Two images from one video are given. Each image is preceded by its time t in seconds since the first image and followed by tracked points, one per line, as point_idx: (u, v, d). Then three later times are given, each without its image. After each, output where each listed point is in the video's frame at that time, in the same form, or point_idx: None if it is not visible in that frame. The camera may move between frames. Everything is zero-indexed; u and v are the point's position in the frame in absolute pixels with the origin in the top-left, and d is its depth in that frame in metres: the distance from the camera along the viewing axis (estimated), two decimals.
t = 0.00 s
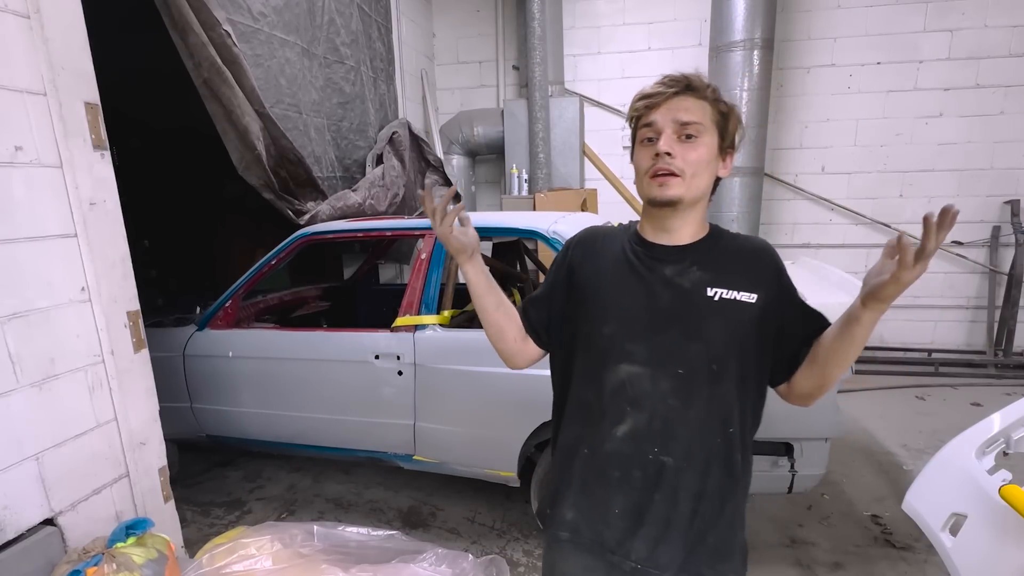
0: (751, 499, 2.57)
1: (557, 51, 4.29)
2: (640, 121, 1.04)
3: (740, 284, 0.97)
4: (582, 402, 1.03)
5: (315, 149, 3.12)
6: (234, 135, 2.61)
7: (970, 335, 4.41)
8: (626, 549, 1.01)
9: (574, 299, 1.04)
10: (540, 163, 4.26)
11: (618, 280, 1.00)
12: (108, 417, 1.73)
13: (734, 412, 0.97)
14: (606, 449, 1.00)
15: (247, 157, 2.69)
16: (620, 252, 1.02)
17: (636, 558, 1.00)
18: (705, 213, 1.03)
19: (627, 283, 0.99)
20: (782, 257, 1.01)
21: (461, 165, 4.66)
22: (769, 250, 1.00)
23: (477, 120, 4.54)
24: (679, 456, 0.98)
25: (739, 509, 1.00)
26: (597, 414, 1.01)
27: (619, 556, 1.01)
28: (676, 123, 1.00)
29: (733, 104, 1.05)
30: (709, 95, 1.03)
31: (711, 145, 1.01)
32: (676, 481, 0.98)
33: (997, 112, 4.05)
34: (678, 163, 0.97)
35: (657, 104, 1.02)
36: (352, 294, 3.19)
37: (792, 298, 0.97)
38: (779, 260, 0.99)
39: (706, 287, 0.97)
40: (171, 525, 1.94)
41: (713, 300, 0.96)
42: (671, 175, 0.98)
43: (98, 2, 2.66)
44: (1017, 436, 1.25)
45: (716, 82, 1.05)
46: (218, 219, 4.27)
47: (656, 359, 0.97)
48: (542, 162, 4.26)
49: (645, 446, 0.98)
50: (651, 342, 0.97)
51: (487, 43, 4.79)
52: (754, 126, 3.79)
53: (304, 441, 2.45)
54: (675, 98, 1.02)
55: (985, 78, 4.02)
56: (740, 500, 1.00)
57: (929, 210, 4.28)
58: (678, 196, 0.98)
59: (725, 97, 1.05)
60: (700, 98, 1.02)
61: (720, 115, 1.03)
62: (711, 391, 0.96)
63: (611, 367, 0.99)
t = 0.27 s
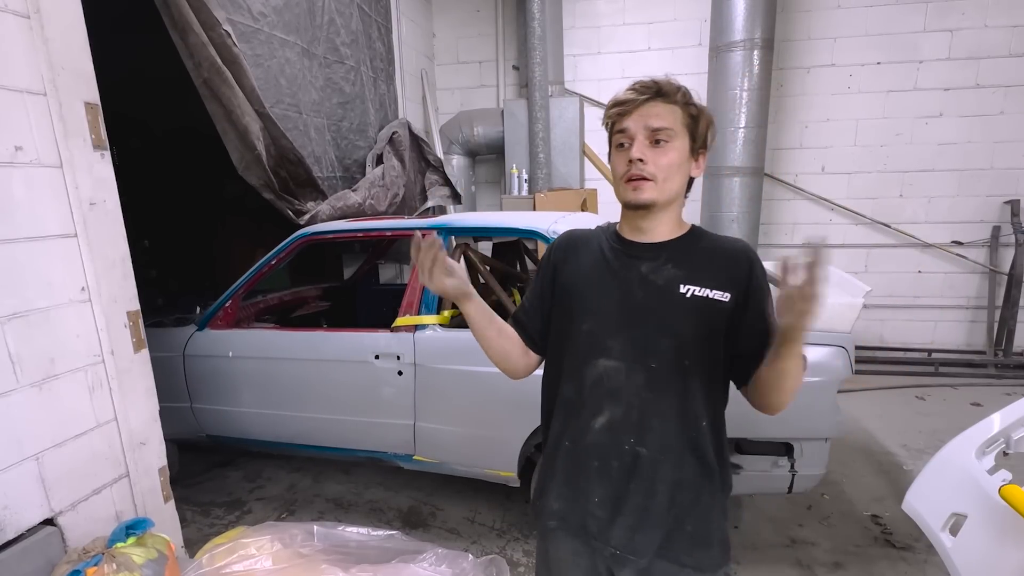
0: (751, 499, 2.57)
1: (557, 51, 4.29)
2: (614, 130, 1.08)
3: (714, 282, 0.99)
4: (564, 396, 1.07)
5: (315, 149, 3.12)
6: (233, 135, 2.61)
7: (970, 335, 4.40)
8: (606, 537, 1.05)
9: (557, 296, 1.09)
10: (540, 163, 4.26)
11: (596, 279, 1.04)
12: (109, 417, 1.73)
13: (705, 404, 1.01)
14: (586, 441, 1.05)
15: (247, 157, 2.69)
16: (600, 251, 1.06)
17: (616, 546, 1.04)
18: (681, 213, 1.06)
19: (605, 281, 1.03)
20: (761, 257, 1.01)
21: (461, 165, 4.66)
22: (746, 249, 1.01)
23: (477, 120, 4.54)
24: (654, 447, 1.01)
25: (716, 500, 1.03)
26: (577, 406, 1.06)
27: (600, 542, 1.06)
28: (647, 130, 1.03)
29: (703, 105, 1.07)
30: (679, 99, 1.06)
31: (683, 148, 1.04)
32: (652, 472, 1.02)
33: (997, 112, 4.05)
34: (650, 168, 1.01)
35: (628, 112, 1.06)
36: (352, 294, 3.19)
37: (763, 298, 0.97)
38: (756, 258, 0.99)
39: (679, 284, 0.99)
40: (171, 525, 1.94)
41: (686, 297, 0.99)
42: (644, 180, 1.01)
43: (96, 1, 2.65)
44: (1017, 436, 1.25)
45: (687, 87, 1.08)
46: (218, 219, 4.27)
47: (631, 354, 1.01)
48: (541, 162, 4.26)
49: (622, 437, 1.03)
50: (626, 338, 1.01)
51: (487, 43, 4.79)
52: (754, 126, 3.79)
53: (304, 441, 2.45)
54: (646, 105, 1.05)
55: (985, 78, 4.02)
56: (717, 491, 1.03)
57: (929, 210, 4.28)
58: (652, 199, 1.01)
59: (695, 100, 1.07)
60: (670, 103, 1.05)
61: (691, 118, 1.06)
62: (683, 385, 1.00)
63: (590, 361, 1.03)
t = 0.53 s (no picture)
0: (751, 499, 2.57)
1: (558, 51, 4.29)
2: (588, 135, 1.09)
3: (690, 280, 0.99)
4: (557, 395, 1.13)
5: (315, 149, 3.12)
6: (233, 135, 2.61)
7: (970, 335, 4.41)
8: (592, 526, 1.07)
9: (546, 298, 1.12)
10: (540, 163, 4.27)
11: (577, 280, 1.06)
12: (109, 417, 1.73)
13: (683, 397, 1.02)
14: (571, 436, 1.07)
15: (247, 157, 2.69)
16: (583, 253, 1.08)
17: (601, 534, 1.06)
18: (662, 209, 1.05)
19: (585, 281, 1.05)
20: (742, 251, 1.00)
21: (461, 165, 4.66)
22: (725, 244, 1.00)
23: (477, 120, 4.54)
24: (635, 441, 1.02)
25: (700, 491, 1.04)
26: (565, 404, 1.10)
27: (586, 531, 1.08)
28: (618, 130, 1.04)
29: (674, 104, 1.08)
30: (648, 100, 1.06)
31: (656, 145, 1.04)
32: (635, 465, 1.03)
33: (997, 112, 4.05)
34: (623, 166, 1.01)
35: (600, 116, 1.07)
36: (352, 294, 3.19)
37: (730, 296, 0.95)
38: (734, 253, 0.99)
39: (655, 283, 1.00)
40: (171, 525, 1.94)
41: (661, 296, 1.00)
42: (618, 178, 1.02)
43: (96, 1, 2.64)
44: (1017, 436, 1.25)
45: (656, 87, 1.09)
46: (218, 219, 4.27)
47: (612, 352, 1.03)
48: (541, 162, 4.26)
49: (605, 431, 1.05)
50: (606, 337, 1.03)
51: (487, 43, 4.79)
52: (754, 126, 3.79)
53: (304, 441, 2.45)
54: (616, 108, 1.06)
55: (985, 78, 4.02)
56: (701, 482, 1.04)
57: (929, 210, 4.28)
58: (628, 195, 1.01)
59: (666, 99, 1.08)
60: (639, 103, 1.06)
61: (662, 116, 1.06)
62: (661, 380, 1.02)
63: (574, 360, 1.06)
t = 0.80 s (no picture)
0: (752, 499, 2.57)
1: (558, 51, 4.29)
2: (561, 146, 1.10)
3: (674, 281, 1.00)
4: (550, 395, 1.15)
5: (315, 149, 3.12)
6: (233, 135, 2.61)
7: (970, 335, 4.41)
8: (580, 521, 1.08)
9: (538, 301, 1.14)
10: (540, 163, 4.27)
11: (565, 283, 1.07)
12: (109, 417, 1.73)
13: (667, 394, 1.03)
14: (558, 434, 1.09)
15: (247, 157, 2.69)
16: (571, 256, 1.09)
17: (588, 528, 1.06)
18: (642, 210, 1.06)
19: (572, 284, 1.06)
20: (728, 251, 1.00)
21: (461, 165, 4.66)
22: (708, 244, 1.00)
23: (477, 120, 4.54)
24: (620, 439, 1.03)
25: (687, 487, 1.04)
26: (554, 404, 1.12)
27: (573, 527, 1.08)
28: (587, 140, 1.04)
29: (643, 103, 1.06)
30: (615, 103, 1.05)
31: (627, 149, 1.03)
32: (620, 460, 1.04)
33: (997, 112, 4.05)
34: (594, 177, 1.03)
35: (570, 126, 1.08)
36: (352, 294, 3.19)
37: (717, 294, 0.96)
38: (718, 254, 0.99)
39: (640, 285, 1.01)
40: (171, 525, 1.94)
41: (646, 298, 1.00)
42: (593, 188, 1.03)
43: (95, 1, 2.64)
44: (1017, 436, 1.25)
45: (622, 89, 1.07)
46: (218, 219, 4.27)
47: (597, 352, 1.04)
48: (541, 162, 4.27)
49: (592, 429, 1.06)
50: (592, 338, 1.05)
51: (487, 43, 4.79)
52: (754, 126, 3.80)
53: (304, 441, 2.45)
54: (583, 117, 1.06)
55: (985, 78, 4.02)
56: (687, 478, 1.04)
57: (929, 210, 4.28)
58: (604, 204, 1.02)
59: (633, 100, 1.07)
60: (606, 109, 1.05)
61: (631, 119, 1.05)
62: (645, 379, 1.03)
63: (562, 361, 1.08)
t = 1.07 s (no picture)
0: (751, 499, 2.57)
1: (558, 51, 4.30)
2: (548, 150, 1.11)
3: (662, 279, 1.02)
4: (540, 392, 1.14)
5: (315, 149, 3.13)
6: (234, 136, 2.61)
7: (970, 335, 4.41)
8: (576, 515, 1.09)
9: (529, 302, 1.15)
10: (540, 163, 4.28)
11: (555, 283, 1.09)
12: (109, 417, 1.73)
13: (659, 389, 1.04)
14: (554, 431, 1.09)
15: (248, 158, 2.69)
16: (560, 256, 1.10)
17: (584, 521, 1.08)
18: (628, 212, 1.07)
19: (562, 284, 1.08)
20: (713, 249, 1.02)
21: (461, 165, 4.67)
22: (694, 242, 1.02)
23: (477, 120, 4.54)
24: (615, 433, 1.04)
25: (678, 478, 1.06)
26: (548, 400, 1.12)
27: (570, 520, 1.10)
28: (574, 145, 1.05)
29: (628, 108, 1.08)
30: (601, 109, 1.06)
31: (613, 154, 1.05)
32: (614, 455, 1.05)
33: (996, 113, 4.06)
34: (581, 181, 1.04)
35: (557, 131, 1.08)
36: (352, 294, 3.20)
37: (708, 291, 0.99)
38: (704, 252, 1.01)
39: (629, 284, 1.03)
40: (171, 525, 1.95)
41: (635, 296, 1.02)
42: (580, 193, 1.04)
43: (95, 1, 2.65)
44: (1016, 435, 1.26)
45: (608, 94, 1.08)
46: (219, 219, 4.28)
47: (590, 349, 1.05)
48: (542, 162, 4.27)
49: (587, 425, 1.06)
50: (585, 335, 1.05)
51: (487, 44, 4.80)
52: (753, 127, 3.80)
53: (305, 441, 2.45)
54: (571, 122, 1.07)
55: (984, 78, 4.03)
56: (678, 469, 1.06)
57: (928, 211, 4.29)
58: (591, 208, 1.04)
59: (619, 105, 1.08)
60: (593, 114, 1.06)
61: (617, 124, 1.06)
62: (637, 374, 1.04)
63: (555, 359, 1.08)
